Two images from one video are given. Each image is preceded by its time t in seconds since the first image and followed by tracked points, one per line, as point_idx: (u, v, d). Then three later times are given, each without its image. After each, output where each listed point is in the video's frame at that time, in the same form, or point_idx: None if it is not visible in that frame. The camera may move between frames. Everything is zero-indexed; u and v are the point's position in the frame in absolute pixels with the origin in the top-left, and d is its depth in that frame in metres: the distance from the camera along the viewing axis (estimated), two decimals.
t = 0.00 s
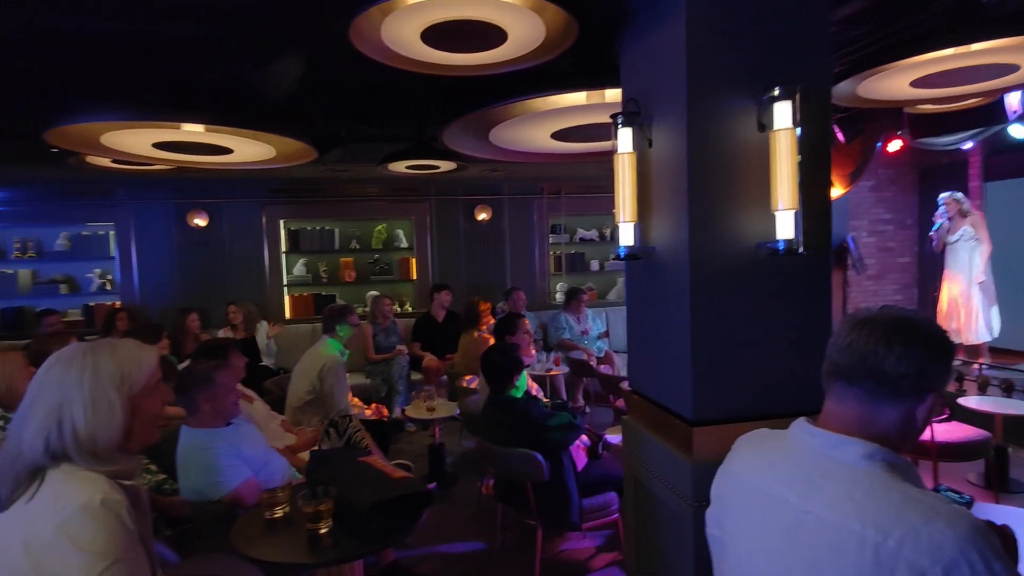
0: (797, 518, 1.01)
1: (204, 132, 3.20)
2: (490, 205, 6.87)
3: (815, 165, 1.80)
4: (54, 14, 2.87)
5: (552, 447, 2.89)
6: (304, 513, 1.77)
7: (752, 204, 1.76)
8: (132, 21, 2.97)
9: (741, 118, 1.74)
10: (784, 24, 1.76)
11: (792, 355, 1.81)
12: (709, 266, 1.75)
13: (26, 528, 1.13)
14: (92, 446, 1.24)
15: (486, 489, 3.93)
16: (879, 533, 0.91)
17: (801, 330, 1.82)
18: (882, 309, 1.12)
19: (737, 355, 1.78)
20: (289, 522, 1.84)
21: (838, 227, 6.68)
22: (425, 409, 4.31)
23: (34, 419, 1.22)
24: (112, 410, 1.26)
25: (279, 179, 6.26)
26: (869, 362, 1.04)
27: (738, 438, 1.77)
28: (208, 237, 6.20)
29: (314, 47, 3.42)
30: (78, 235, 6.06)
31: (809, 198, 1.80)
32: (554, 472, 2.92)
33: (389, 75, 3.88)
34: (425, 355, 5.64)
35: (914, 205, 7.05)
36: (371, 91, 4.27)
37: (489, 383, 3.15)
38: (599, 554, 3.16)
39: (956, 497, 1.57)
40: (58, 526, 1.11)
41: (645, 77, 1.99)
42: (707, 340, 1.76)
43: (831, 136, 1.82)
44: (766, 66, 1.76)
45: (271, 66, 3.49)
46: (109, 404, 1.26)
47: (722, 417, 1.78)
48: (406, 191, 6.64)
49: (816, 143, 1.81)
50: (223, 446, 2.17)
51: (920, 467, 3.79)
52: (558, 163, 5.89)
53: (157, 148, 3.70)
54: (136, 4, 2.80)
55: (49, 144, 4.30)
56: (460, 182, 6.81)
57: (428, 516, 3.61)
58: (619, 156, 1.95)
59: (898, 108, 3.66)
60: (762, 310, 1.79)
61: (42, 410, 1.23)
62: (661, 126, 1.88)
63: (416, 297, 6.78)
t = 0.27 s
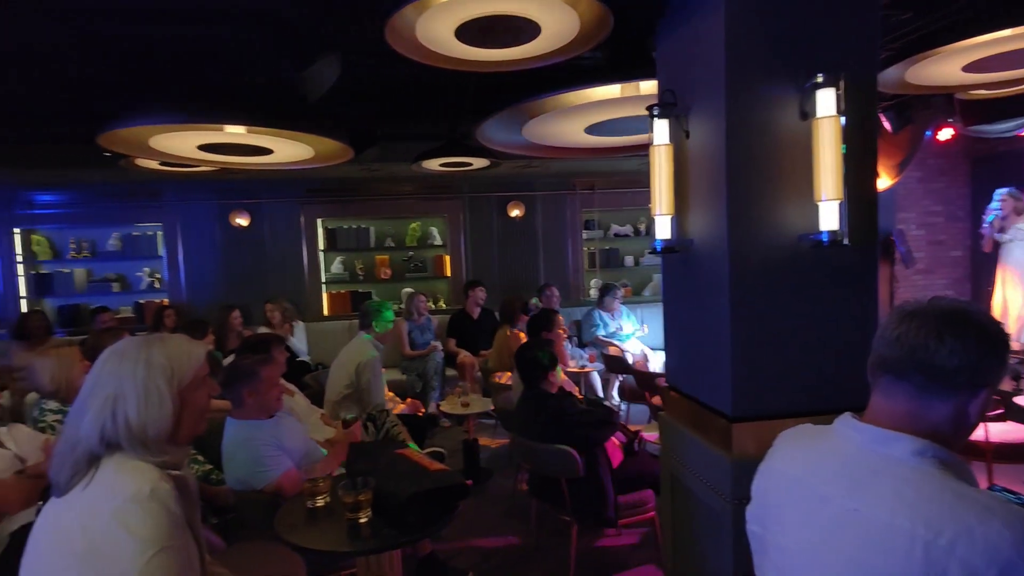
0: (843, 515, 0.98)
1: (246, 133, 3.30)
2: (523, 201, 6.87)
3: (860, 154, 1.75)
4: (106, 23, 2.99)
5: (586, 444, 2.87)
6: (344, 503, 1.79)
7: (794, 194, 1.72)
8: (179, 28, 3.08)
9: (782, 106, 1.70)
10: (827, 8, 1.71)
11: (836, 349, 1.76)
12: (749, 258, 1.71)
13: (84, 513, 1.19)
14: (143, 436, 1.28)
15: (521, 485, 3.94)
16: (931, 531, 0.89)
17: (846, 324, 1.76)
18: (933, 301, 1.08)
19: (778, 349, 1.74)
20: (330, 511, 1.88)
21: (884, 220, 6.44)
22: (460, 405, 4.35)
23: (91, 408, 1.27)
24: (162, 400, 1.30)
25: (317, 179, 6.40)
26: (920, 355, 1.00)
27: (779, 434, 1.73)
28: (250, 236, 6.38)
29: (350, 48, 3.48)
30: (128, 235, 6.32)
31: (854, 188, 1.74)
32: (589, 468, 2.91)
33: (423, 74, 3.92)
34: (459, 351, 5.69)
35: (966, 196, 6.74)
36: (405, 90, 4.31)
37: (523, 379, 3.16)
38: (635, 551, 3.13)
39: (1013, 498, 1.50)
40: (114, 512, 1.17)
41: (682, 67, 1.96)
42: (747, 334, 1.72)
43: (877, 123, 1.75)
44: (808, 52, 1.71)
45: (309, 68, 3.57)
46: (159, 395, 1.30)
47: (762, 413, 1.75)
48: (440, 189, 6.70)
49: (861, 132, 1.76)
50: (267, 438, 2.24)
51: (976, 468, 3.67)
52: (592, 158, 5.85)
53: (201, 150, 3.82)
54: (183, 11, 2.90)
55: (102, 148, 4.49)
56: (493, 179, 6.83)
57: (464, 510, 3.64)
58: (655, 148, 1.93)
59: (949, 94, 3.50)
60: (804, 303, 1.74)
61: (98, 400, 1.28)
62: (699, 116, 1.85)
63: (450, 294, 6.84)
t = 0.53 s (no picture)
0: (887, 512, 0.97)
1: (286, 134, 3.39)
2: (556, 198, 6.86)
3: (906, 144, 1.69)
4: (154, 29, 3.12)
5: (621, 441, 2.86)
6: (383, 493, 1.85)
7: (837, 186, 1.68)
8: (222, 33, 3.18)
9: (824, 96, 1.66)
10: None
11: (880, 345, 1.71)
12: (790, 252, 1.68)
13: (140, 498, 1.24)
14: (191, 425, 1.33)
15: (555, 482, 3.95)
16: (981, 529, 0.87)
17: (891, 319, 1.71)
18: (985, 293, 1.05)
19: (819, 345, 1.70)
20: (370, 501, 1.93)
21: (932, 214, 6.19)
22: (493, 401, 4.38)
23: (143, 398, 1.33)
24: (208, 393, 1.35)
25: (353, 179, 6.52)
26: (969, 349, 0.98)
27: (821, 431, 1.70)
28: (289, 235, 6.55)
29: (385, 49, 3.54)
30: (174, 235, 6.56)
31: (901, 179, 1.69)
32: (624, 465, 2.90)
33: (456, 73, 3.96)
34: (492, 348, 5.72)
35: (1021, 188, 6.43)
36: (439, 89, 4.36)
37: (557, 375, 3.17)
38: (671, 550, 3.11)
39: None
40: (165, 498, 1.22)
41: (719, 58, 1.94)
42: (787, 328, 1.69)
43: (924, 111, 1.70)
44: (850, 40, 1.67)
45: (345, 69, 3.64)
46: (206, 388, 1.34)
47: (803, 409, 1.71)
48: (472, 187, 6.74)
49: (908, 120, 1.70)
50: (308, 431, 2.30)
51: None
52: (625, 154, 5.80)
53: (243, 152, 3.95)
54: (226, 17, 3.00)
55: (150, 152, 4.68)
56: (526, 176, 6.84)
57: (498, 506, 3.67)
58: (692, 141, 1.91)
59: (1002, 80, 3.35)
60: (847, 297, 1.70)
61: (149, 390, 1.33)
62: (737, 108, 1.82)
63: (483, 291, 6.88)
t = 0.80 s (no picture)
0: (936, 512, 0.96)
1: (324, 136, 3.47)
2: (589, 196, 6.83)
3: (957, 134, 1.63)
4: (199, 37, 3.23)
5: (656, 440, 2.83)
6: (422, 486, 1.89)
7: (882, 179, 1.63)
8: (264, 38, 3.28)
9: (869, 86, 1.61)
10: None
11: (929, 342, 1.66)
12: (833, 247, 1.64)
13: (193, 485, 1.29)
14: (239, 417, 1.38)
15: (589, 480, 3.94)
16: None
17: (940, 317, 1.66)
18: None
19: (863, 342, 1.66)
20: (408, 494, 1.97)
21: (985, 207, 5.92)
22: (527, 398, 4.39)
23: (195, 389, 1.39)
24: (256, 386, 1.40)
25: (389, 179, 6.62)
26: None
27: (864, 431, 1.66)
28: (326, 235, 6.70)
29: (419, 50, 3.58)
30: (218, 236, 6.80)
31: (950, 171, 1.63)
32: (659, 464, 2.88)
33: (490, 72, 3.98)
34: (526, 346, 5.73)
35: None
36: (472, 88, 4.39)
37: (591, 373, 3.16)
38: (707, 550, 3.07)
39: None
40: (216, 486, 1.27)
41: (759, 50, 1.90)
42: (830, 325, 1.65)
43: (976, 100, 1.63)
44: (897, 28, 1.62)
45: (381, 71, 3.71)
46: (254, 381, 1.39)
47: (846, 408, 1.67)
48: (505, 186, 6.77)
49: (959, 110, 1.64)
50: (347, 425, 2.36)
51: None
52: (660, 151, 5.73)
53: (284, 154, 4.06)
54: (267, 22, 3.09)
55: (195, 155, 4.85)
56: (559, 174, 6.82)
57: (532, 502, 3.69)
58: (730, 135, 1.88)
59: None
60: (893, 294, 1.65)
61: (201, 382, 1.39)
62: (777, 100, 1.78)
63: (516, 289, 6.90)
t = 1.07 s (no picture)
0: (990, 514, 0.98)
1: (363, 137, 3.54)
2: (624, 194, 6.77)
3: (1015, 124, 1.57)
4: (243, 42, 3.34)
5: (694, 440, 2.79)
6: (459, 481, 1.90)
7: (934, 172, 1.58)
8: (305, 43, 3.37)
9: (919, 77, 1.56)
10: None
11: (983, 341, 1.60)
12: (881, 242, 1.59)
13: (241, 471, 1.33)
14: (270, 408, 1.42)
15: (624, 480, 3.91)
16: None
17: (994, 314, 1.59)
18: None
19: (912, 340, 1.61)
20: (445, 488, 1.99)
21: None
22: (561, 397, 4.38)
23: (234, 379, 1.45)
24: (278, 381, 1.41)
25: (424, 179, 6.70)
26: None
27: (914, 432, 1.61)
28: (363, 235, 6.82)
29: (455, 50, 3.62)
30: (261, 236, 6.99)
31: (1007, 163, 1.57)
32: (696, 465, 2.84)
33: (524, 71, 3.99)
34: (560, 345, 5.72)
35: None
36: (507, 87, 4.41)
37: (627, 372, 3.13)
38: (746, 554, 3.01)
39: None
40: (266, 472, 1.31)
41: (802, 42, 1.86)
42: (877, 323, 1.61)
43: None
44: (948, 16, 1.56)
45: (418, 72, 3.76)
46: (276, 376, 1.41)
47: (894, 408, 1.62)
48: (539, 185, 6.76)
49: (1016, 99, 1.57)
50: (384, 420, 2.40)
51: None
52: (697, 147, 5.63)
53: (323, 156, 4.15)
54: (309, 27, 3.18)
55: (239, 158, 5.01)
56: (593, 172, 6.78)
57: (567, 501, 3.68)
58: (772, 129, 1.84)
59: None
60: (947, 292, 1.59)
61: (238, 374, 1.44)
62: (822, 93, 1.74)
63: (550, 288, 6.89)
